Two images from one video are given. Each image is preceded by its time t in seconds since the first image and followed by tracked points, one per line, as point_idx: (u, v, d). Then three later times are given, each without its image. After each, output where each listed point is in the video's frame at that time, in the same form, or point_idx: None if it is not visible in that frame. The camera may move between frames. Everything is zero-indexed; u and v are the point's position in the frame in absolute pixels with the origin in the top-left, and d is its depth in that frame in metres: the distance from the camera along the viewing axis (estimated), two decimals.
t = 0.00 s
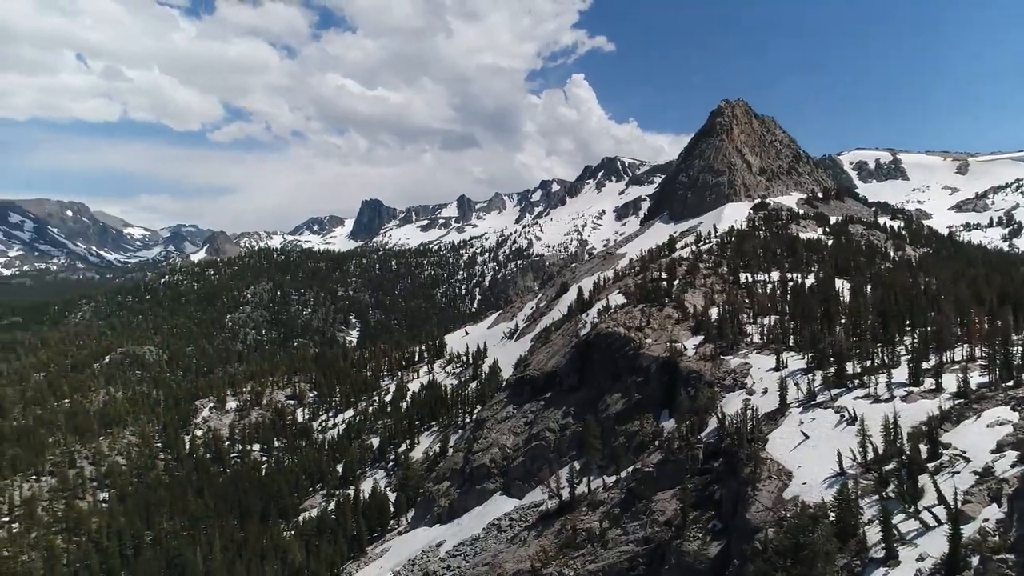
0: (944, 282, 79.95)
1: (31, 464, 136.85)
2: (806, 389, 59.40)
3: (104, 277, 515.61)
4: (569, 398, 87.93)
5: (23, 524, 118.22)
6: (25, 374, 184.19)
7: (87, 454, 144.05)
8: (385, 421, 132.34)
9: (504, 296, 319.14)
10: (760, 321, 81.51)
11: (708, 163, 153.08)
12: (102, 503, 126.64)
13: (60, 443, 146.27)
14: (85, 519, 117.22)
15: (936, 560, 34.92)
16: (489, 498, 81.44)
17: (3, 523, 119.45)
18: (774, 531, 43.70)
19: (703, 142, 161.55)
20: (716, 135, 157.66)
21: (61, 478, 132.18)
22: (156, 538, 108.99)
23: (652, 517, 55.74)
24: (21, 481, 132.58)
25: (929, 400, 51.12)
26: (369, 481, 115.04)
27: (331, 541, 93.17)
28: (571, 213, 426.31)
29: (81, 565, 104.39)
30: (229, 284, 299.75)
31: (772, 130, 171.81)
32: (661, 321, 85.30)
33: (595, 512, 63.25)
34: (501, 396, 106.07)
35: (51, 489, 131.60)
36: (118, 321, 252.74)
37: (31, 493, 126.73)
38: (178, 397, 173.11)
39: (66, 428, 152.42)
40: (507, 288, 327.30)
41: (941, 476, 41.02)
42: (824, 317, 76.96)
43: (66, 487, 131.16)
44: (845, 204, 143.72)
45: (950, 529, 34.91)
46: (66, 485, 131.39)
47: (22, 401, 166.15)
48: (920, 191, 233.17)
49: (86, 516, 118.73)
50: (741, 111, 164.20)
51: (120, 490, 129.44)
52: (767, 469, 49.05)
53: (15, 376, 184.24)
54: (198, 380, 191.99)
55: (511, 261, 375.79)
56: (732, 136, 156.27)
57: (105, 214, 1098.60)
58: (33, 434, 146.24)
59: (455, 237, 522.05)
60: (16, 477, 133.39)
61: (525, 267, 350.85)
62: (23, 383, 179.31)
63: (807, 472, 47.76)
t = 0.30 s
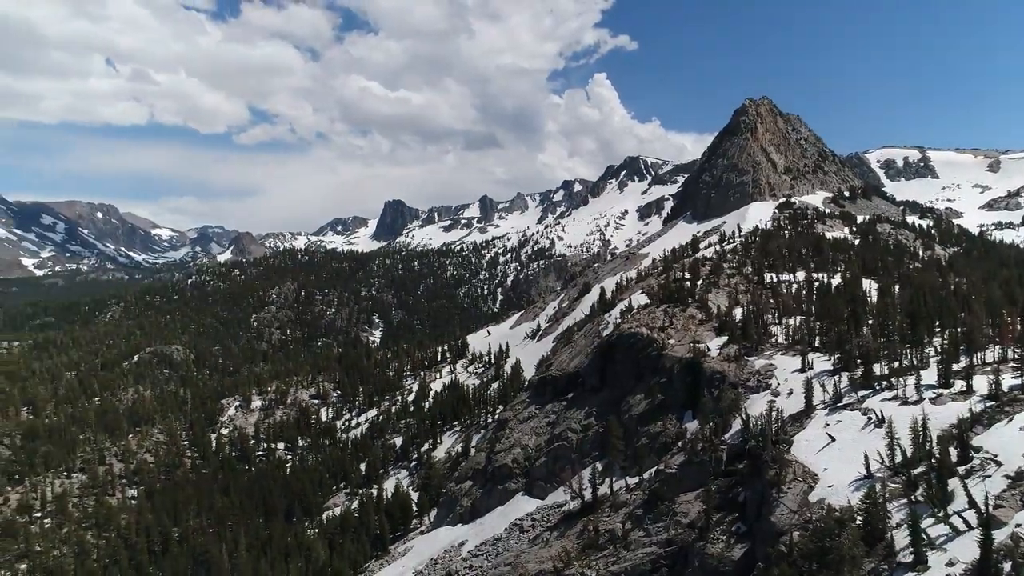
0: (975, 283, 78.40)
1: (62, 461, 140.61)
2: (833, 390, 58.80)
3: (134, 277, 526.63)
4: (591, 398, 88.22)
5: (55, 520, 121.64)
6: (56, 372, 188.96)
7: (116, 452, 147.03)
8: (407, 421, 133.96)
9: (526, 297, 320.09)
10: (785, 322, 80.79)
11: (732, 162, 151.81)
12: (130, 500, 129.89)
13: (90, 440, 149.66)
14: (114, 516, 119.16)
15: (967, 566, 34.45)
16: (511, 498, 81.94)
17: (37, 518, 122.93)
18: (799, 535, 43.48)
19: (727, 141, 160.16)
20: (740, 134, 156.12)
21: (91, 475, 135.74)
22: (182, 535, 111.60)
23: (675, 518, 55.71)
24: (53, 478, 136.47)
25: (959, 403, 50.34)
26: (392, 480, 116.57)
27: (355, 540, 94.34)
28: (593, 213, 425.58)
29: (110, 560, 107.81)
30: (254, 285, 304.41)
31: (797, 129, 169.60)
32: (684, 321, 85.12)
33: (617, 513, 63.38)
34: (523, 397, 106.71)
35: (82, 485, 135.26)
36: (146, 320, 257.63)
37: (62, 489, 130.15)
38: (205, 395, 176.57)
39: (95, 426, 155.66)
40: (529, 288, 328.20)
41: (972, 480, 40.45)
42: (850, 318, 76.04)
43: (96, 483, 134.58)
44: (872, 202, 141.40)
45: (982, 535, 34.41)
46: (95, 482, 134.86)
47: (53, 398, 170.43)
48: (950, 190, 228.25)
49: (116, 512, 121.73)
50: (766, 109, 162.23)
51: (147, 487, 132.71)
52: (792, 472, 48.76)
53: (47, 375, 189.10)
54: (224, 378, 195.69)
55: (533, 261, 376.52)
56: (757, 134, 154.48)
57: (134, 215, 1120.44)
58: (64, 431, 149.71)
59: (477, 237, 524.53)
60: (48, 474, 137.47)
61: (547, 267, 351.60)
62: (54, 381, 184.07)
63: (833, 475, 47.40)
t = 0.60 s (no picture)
0: (1019, 283, 76.31)
1: (103, 457, 144.49)
2: (869, 393, 57.97)
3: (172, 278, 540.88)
4: (621, 399, 88.52)
5: (97, 514, 125.69)
6: (97, 371, 195.54)
7: (155, 448, 149.90)
8: (438, 420, 135.90)
9: (556, 297, 320.95)
10: (820, 323, 79.77)
11: (764, 160, 149.86)
12: (168, 495, 134.12)
13: (130, 437, 153.31)
14: (152, 511, 124.22)
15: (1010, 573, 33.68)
16: (541, 499, 82.62)
17: (79, 512, 127.40)
18: (835, 540, 43.08)
19: (760, 139, 158.13)
20: (773, 132, 153.92)
21: (131, 471, 139.99)
22: (218, 531, 115.48)
23: (707, 521, 55.56)
24: (94, 473, 140.05)
25: (1001, 407, 49.27)
26: (423, 479, 118.45)
27: (387, 539, 95.76)
28: (623, 213, 423.63)
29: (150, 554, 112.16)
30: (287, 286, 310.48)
31: (832, 126, 166.52)
32: (716, 322, 84.83)
33: (648, 515, 63.51)
34: (553, 397, 107.43)
35: (121, 480, 138.94)
36: (183, 320, 264.45)
37: (103, 484, 134.26)
38: (240, 393, 181.10)
39: (134, 423, 159.28)
40: (560, 288, 329.08)
41: (1015, 485, 39.58)
42: (888, 319, 74.70)
43: (135, 480, 138.60)
44: (911, 200, 138.19)
45: None
46: (134, 478, 139.05)
47: (94, 395, 175.64)
48: (993, 187, 221.52)
49: (154, 507, 125.97)
50: (800, 106, 159.51)
51: (184, 483, 136.21)
52: (828, 475, 48.25)
53: (89, 372, 195.91)
54: (259, 377, 200.49)
55: (563, 262, 376.84)
56: (790, 132, 152.00)
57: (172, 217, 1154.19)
58: (104, 428, 153.99)
59: (507, 237, 526.70)
60: (89, 470, 141.25)
61: (577, 267, 351.85)
62: (96, 379, 190.51)
63: (870, 479, 46.82)
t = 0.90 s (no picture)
0: None
1: (151, 452, 147.70)
2: (917, 396, 56.85)
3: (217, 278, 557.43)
4: (659, 400, 88.69)
5: (145, 508, 129.28)
6: (145, 368, 203.51)
7: (199, 445, 155.16)
8: (475, 420, 137.98)
9: (593, 298, 320.85)
10: (864, 324, 78.32)
11: (807, 158, 147.10)
12: (212, 491, 138.17)
13: (176, 433, 158.16)
14: (197, 506, 127.69)
15: None
16: (579, 499, 83.44)
17: (128, 505, 131.11)
18: (881, 547, 42.62)
19: (801, 137, 155.27)
20: (816, 129, 150.91)
21: (177, 466, 143.42)
22: (260, 526, 120.82)
23: (748, 525, 55.13)
24: (143, 468, 143.38)
25: None
26: (460, 478, 120.48)
27: (426, 536, 97.56)
28: (661, 213, 419.87)
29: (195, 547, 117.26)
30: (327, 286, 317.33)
31: (877, 122, 162.23)
32: (756, 323, 84.22)
33: (687, 518, 63.41)
34: (590, 398, 108.07)
35: (168, 476, 142.40)
36: (227, 320, 272.95)
37: (152, 479, 137.70)
38: (282, 392, 186.16)
39: (180, 420, 162.95)
40: (597, 289, 328.90)
41: None
42: (936, 320, 72.91)
43: (181, 475, 142.07)
44: (962, 197, 133.81)
45: None
46: (181, 473, 142.55)
47: (142, 392, 180.69)
48: None
49: (199, 503, 129.83)
50: (844, 102, 155.86)
51: (228, 479, 140.17)
52: (874, 480, 47.68)
53: (137, 370, 204.19)
54: (299, 376, 206.10)
55: (600, 262, 375.81)
56: (834, 129, 148.68)
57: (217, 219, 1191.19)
58: (152, 426, 157.28)
59: (544, 238, 527.09)
60: (138, 465, 144.34)
61: (614, 267, 350.73)
62: (143, 376, 198.10)
63: (918, 485, 46.08)
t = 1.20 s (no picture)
0: None
1: (205, 448, 154.38)
2: (978, 401, 55.27)
3: (269, 278, 576.34)
4: (706, 402, 88.51)
5: (199, 502, 136.09)
6: (199, 367, 212.39)
7: (251, 441, 161.03)
8: (520, 420, 139.88)
9: (638, 299, 318.88)
10: (921, 326, 76.29)
11: (860, 155, 143.24)
12: (263, 487, 143.46)
13: (228, 430, 163.56)
14: (249, 502, 132.94)
15: None
16: (624, 502, 83.86)
17: (184, 499, 138.73)
18: (939, 557, 41.89)
19: (854, 133, 151.32)
20: (869, 125, 146.88)
21: (230, 462, 150.76)
22: (308, 522, 124.94)
23: (799, 531, 54.63)
24: (197, 463, 150.67)
25: None
26: (505, 478, 122.37)
27: (470, 536, 99.64)
28: (708, 212, 413.22)
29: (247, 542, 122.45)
30: (373, 287, 324.69)
31: (935, 116, 156.46)
32: (807, 324, 83.17)
33: (735, 523, 62.66)
34: (635, 400, 108.31)
35: (221, 470, 149.65)
36: (277, 320, 282.45)
37: (206, 474, 144.72)
38: (330, 391, 191.73)
39: (233, 417, 168.95)
40: (642, 290, 327.00)
41: None
42: (998, 322, 70.42)
43: (234, 470, 149.24)
44: None
45: None
46: (234, 468, 149.63)
47: (196, 389, 186.90)
48: None
49: (250, 498, 134.98)
50: (899, 97, 150.99)
51: (277, 475, 145.79)
52: (931, 487, 46.80)
53: (192, 368, 213.23)
54: (346, 376, 211.64)
55: (645, 262, 372.47)
56: (888, 125, 144.38)
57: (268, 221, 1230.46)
58: (205, 421, 163.09)
59: (588, 238, 525.42)
60: (193, 460, 151.84)
61: (660, 268, 347.40)
62: (198, 374, 206.75)
63: (978, 494, 45.14)
